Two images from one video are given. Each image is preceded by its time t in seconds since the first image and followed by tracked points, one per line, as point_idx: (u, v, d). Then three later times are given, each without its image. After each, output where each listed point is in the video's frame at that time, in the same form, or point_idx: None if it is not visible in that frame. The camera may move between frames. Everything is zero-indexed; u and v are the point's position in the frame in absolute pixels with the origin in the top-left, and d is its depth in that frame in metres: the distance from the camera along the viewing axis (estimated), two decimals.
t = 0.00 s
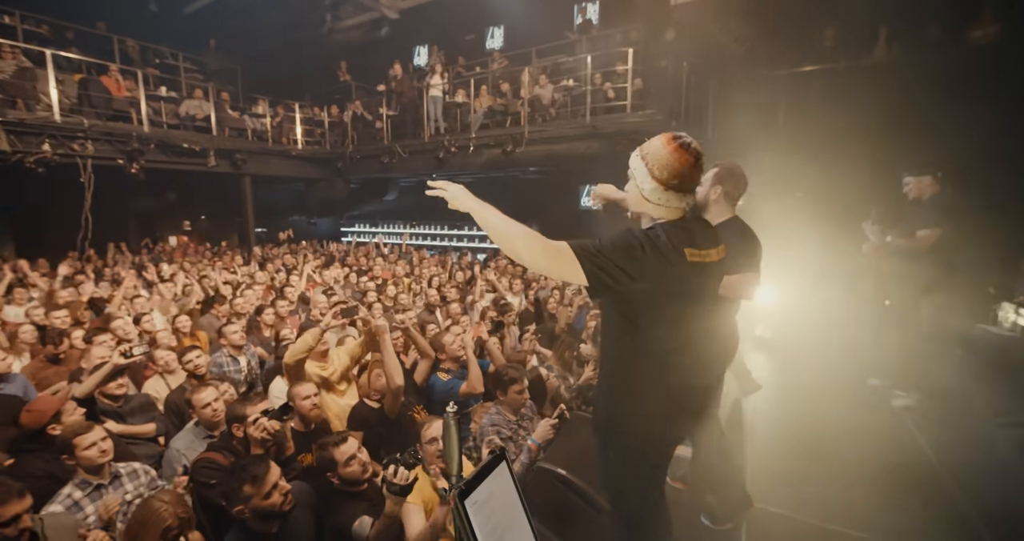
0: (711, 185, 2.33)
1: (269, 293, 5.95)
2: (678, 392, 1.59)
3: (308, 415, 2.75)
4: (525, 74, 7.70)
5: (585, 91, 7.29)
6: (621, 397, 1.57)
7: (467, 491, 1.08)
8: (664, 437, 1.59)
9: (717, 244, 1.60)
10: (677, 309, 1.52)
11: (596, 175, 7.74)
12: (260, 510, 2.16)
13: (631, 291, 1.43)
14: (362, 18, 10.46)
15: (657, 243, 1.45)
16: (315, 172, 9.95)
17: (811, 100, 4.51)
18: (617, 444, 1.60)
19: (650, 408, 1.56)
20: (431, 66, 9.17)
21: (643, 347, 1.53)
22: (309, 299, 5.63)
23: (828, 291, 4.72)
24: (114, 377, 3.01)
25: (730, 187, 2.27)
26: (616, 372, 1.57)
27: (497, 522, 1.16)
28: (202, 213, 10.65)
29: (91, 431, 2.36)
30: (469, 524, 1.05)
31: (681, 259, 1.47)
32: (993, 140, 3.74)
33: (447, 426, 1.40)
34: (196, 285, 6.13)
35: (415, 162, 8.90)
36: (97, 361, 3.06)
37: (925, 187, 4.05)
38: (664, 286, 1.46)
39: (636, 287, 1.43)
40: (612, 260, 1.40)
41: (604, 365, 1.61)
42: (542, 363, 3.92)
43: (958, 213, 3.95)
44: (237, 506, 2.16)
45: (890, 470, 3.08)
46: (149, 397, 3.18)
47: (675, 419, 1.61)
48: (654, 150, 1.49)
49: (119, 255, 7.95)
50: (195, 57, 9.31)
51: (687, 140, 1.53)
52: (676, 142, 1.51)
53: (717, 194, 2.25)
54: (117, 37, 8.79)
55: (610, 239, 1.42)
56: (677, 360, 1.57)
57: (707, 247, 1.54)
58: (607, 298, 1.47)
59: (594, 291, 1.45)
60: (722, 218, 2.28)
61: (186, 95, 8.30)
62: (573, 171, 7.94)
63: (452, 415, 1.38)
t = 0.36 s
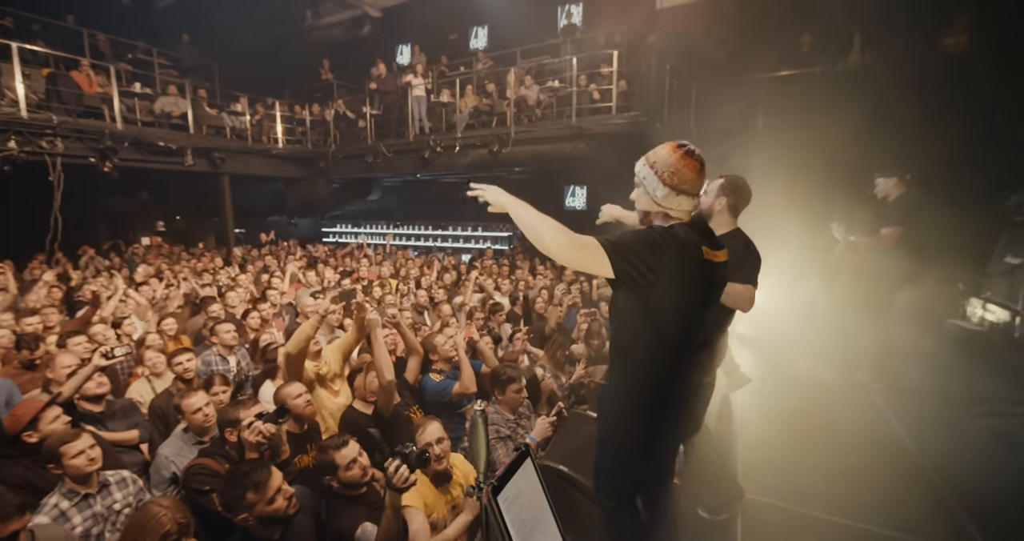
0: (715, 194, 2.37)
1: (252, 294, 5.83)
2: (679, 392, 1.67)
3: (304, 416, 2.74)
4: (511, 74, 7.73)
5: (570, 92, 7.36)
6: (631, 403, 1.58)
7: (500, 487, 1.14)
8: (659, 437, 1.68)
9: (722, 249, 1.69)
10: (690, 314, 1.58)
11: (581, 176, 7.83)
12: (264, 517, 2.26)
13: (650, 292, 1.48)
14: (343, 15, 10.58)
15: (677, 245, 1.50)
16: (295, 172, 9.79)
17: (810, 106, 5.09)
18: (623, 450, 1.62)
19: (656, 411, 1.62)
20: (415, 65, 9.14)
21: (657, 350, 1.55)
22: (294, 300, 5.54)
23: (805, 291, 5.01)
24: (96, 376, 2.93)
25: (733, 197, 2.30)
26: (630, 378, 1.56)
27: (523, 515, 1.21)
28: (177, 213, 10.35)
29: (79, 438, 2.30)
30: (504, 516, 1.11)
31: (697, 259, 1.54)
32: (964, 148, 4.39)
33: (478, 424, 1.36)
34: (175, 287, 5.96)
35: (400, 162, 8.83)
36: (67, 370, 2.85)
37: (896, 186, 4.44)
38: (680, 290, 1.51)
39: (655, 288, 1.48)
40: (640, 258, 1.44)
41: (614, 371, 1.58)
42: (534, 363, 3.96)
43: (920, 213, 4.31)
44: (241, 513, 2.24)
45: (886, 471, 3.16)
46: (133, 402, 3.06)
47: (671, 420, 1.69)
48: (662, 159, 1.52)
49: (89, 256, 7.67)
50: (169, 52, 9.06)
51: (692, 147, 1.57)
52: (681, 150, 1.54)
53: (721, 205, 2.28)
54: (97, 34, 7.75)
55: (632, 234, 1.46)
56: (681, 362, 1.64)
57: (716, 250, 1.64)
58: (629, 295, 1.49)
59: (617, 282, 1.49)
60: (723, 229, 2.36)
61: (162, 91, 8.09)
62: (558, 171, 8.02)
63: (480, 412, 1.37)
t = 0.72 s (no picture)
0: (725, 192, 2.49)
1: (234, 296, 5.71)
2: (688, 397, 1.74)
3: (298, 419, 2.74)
4: (497, 75, 7.76)
5: (557, 93, 7.42)
6: (638, 404, 1.67)
7: (533, 480, 1.35)
8: (671, 429, 1.75)
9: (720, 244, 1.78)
10: (698, 320, 1.69)
11: (567, 176, 7.91)
12: (270, 517, 2.36)
13: (664, 297, 1.58)
14: (325, 12, 10.62)
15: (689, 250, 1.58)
16: (276, 171, 9.76)
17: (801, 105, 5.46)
18: (631, 451, 1.70)
19: (665, 414, 1.69)
20: (399, 63, 9.13)
21: (664, 344, 1.65)
22: (279, 302, 5.43)
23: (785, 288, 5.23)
24: (75, 380, 2.73)
25: (741, 194, 2.44)
26: (639, 379, 1.66)
27: (549, 503, 1.42)
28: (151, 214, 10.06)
29: (67, 445, 2.25)
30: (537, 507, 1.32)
31: (708, 268, 1.64)
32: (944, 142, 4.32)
33: (505, 422, 1.43)
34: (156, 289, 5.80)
35: (385, 161, 8.76)
36: (36, 380, 2.69)
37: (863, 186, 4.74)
38: (690, 296, 1.62)
39: (670, 293, 1.58)
40: (661, 266, 1.53)
41: (621, 369, 1.68)
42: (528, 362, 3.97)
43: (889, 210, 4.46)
44: (247, 515, 2.33)
45: (884, 477, 3.08)
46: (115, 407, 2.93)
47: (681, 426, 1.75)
48: (675, 151, 1.60)
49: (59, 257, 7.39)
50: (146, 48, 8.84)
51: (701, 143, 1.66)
52: (695, 146, 1.63)
53: (729, 202, 2.42)
54: (60, 23, 6.57)
55: (650, 243, 1.53)
56: (690, 368, 1.73)
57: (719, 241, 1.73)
58: (645, 299, 1.58)
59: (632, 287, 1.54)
60: (728, 226, 2.44)
61: (138, 88, 7.97)
62: (543, 171, 8.10)
63: (508, 408, 1.44)
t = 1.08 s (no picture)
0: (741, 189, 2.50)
1: (223, 296, 5.62)
2: (697, 388, 1.77)
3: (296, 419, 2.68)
4: (487, 74, 7.76)
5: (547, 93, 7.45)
6: (647, 399, 1.70)
7: (565, 472, 1.39)
8: (684, 422, 1.77)
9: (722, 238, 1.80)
10: (703, 315, 1.71)
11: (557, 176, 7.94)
12: (276, 517, 2.31)
13: (664, 295, 1.58)
14: (312, 10, 10.48)
15: (690, 247, 1.60)
16: (262, 169, 9.60)
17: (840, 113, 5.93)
18: (644, 443, 1.75)
19: (676, 406, 1.72)
20: (387, 62, 9.08)
21: (670, 340, 1.66)
22: (268, 301, 5.36)
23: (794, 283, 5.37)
24: (60, 386, 2.65)
25: (759, 195, 2.43)
26: (647, 374, 1.69)
27: (579, 495, 1.47)
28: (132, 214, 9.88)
29: (56, 450, 2.17)
30: (569, 497, 1.37)
31: (707, 262, 1.64)
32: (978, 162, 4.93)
33: (533, 412, 1.52)
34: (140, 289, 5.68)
35: (374, 161, 8.70)
36: (20, 384, 2.63)
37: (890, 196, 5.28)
38: (692, 291, 1.63)
39: (672, 291, 1.58)
40: (663, 268, 1.55)
41: (629, 367, 1.71)
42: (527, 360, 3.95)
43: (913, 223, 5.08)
44: (253, 516, 2.29)
45: (875, 470, 3.10)
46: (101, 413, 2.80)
47: (693, 415, 1.79)
48: (671, 148, 1.62)
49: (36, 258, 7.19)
50: (127, 44, 8.66)
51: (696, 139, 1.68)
52: (689, 141, 1.66)
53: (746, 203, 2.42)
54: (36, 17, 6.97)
55: (654, 246, 1.55)
56: (696, 359, 1.75)
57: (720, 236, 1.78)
58: (647, 298, 1.59)
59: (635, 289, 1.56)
60: (745, 227, 2.46)
61: (119, 85, 7.80)
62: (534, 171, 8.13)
63: (537, 402, 1.53)
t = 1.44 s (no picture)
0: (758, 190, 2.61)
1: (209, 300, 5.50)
2: (700, 384, 1.75)
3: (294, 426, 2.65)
4: (478, 78, 7.75)
5: (539, 97, 7.48)
6: (647, 398, 1.72)
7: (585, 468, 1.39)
8: (691, 423, 1.77)
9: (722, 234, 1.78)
10: (702, 315, 1.70)
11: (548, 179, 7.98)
12: (282, 523, 2.32)
13: (653, 295, 1.59)
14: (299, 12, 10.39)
15: (678, 249, 1.61)
16: (249, 173, 9.40)
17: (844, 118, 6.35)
18: (647, 442, 1.76)
19: (676, 403, 1.72)
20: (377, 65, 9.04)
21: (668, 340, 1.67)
22: (257, 306, 5.27)
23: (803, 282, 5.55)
24: (36, 397, 2.50)
25: (778, 194, 2.54)
26: (646, 373, 1.70)
27: (599, 492, 1.47)
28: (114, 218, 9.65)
29: (47, 459, 2.10)
30: (590, 492, 1.36)
31: (700, 264, 1.65)
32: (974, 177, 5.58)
33: (554, 409, 1.53)
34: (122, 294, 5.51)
35: (364, 164, 8.64)
36: None
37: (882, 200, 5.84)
38: (684, 289, 1.63)
39: (659, 290, 1.60)
40: (650, 270, 1.57)
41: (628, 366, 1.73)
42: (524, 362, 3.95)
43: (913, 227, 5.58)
44: (258, 524, 2.29)
45: (867, 466, 3.11)
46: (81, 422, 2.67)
47: (697, 412, 1.77)
48: (656, 154, 1.67)
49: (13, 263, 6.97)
50: (108, 44, 8.47)
51: (691, 138, 1.67)
52: (678, 142, 1.67)
53: (768, 204, 2.53)
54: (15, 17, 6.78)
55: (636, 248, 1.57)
56: (698, 360, 1.74)
57: (721, 235, 1.77)
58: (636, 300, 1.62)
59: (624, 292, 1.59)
60: (767, 228, 2.56)
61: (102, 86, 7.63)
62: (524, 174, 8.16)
63: (557, 399, 1.54)
